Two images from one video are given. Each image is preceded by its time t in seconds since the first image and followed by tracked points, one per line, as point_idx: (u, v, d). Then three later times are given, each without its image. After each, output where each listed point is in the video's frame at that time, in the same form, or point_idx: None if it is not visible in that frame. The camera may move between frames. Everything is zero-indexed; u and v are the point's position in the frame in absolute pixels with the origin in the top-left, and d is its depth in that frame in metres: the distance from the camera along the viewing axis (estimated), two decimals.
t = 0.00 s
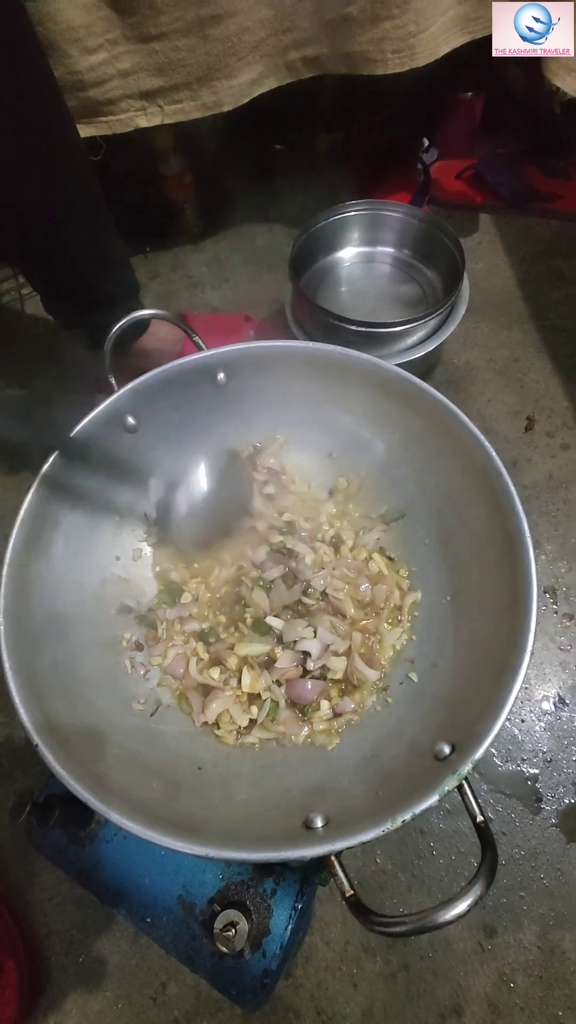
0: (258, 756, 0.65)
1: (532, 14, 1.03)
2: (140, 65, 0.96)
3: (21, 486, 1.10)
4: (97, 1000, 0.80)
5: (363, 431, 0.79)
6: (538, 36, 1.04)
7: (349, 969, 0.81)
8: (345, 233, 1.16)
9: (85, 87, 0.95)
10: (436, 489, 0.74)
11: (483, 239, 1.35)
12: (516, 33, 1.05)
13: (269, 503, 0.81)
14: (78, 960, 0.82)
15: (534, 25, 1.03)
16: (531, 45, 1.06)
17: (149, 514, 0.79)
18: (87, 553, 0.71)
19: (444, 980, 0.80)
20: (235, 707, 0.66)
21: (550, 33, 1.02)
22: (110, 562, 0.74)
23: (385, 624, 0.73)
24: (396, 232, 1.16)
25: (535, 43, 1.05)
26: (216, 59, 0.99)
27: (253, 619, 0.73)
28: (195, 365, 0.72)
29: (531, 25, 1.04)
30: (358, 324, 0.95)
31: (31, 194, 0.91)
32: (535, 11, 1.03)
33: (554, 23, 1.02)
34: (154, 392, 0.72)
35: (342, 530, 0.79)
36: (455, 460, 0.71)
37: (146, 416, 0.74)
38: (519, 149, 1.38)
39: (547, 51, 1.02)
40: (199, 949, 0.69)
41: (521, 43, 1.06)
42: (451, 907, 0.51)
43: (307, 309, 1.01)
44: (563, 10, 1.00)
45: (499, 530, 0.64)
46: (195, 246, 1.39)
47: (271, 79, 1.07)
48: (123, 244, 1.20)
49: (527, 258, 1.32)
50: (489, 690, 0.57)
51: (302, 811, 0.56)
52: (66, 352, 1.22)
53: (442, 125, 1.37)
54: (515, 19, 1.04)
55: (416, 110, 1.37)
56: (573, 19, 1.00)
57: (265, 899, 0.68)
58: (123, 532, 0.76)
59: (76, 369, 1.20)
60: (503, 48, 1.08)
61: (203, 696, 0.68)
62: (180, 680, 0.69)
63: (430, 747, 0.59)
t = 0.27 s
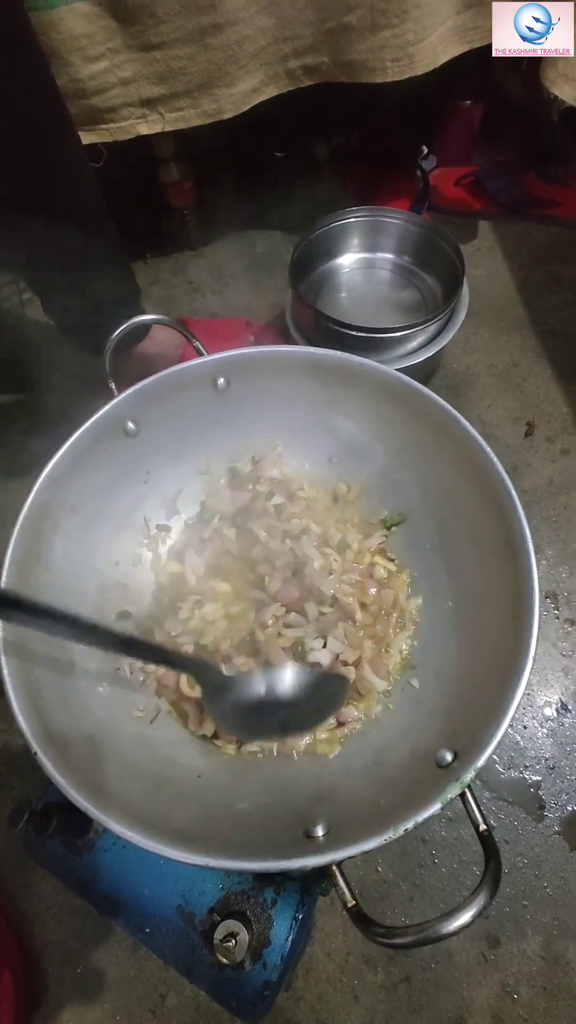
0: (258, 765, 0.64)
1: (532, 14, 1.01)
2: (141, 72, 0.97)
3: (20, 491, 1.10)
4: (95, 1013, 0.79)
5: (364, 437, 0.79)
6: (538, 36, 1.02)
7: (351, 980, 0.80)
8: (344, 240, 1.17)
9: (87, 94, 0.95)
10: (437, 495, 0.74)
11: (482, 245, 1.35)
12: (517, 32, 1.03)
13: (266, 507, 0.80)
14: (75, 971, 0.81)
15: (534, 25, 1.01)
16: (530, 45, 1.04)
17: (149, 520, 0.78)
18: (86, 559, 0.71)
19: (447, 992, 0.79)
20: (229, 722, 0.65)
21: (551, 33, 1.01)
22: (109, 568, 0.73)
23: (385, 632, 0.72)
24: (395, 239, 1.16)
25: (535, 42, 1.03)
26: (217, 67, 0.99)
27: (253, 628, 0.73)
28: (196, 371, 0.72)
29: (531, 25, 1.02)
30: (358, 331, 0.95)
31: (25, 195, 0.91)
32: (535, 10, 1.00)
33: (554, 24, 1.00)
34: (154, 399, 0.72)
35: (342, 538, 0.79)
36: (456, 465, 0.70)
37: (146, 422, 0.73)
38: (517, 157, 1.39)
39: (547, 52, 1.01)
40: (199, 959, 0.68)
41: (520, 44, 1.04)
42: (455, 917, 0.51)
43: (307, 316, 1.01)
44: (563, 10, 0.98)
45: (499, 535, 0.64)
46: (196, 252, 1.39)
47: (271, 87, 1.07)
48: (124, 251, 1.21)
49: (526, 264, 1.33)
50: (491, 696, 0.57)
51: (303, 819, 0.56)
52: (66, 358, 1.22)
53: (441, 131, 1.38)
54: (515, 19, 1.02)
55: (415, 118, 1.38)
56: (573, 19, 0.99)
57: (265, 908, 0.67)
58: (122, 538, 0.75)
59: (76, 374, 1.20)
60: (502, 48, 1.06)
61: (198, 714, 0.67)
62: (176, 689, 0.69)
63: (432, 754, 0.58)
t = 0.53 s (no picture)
0: (260, 773, 0.64)
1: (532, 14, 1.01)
2: (144, 87, 0.99)
3: (21, 499, 1.10)
4: None
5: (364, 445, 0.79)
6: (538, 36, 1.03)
7: (353, 996, 0.78)
8: (344, 250, 1.18)
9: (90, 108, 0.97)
10: (437, 503, 0.74)
11: (481, 255, 1.37)
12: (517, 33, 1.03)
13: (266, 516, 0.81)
14: (73, 986, 0.80)
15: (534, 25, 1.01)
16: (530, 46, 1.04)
17: (150, 527, 0.79)
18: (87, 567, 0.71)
19: (450, 1007, 0.78)
20: (239, 711, 0.67)
21: (551, 33, 1.02)
22: (110, 576, 0.73)
23: (387, 639, 0.72)
24: (395, 249, 1.17)
25: (535, 42, 1.03)
26: (218, 82, 1.01)
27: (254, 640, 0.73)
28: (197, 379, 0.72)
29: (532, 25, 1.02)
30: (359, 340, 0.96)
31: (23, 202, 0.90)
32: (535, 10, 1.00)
33: (554, 24, 1.01)
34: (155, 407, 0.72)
35: (342, 546, 0.79)
36: (456, 473, 0.70)
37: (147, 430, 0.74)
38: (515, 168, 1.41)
39: (547, 51, 1.02)
40: (199, 974, 0.67)
41: (520, 43, 1.04)
42: (458, 931, 0.50)
43: (308, 325, 1.02)
44: (563, 10, 0.99)
45: (501, 543, 0.64)
46: (197, 262, 1.40)
47: (272, 101, 1.09)
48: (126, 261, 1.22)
49: (525, 273, 1.34)
50: (493, 705, 0.57)
51: (304, 830, 0.55)
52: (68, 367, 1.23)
53: (441, 147, 1.40)
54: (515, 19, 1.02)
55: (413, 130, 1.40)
56: (573, 18, 0.99)
57: (266, 922, 0.66)
58: (123, 546, 0.75)
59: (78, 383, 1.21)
60: (502, 48, 1.05)
61: (207, 704, 0.68)
62: (180, 693, 0.69)
63: (433, 763, 0.57)
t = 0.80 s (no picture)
0: (262, 777, 0.64)
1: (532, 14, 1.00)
2: (147, 96, 1.00)
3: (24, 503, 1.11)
4: None
5: (366, 451, 0.80)
6: (538, 36, 1.03)
7: (353, 1000, 0.78)
8: (344, 257, 1.19)
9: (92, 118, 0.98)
10: (438, 508, 0.75)
11: (479, 262, 1.38)
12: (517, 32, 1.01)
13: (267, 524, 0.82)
14: (74, 990, 0.80)
15: (534, 25, 1.01)
16: (530, 46, 1.04)
17: (153, 531, 0.79)
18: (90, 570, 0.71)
19: (451, 1011, 0.78)
20: (240, 720, 0.67)
21: (550, 34, 1.02)
22: (113, 580, 0.74)
23: (387, 644, 0.73)
24: (394, 256, 1.18)
25: (535, 42, 1.03)
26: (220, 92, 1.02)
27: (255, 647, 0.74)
28: (200, 385, 0.73)
29: (531, 25, 1.01)
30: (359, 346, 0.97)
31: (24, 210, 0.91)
32: (536, 10, 0.99)
33: (553, 24, 1.01)
34: (158, 413, 0.73)
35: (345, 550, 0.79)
36: (457, 479, 0.71)
37: (151, 435, 0.75)
38: (513, 174, 1.41)
39: (547, 52, 1.04)
40: (200, 977, 0.67)
41: (521, 43, 1.03)
42: (460, 931, 0.50)
43: (308, 331, 1.03)
44: (563, 10, 0.99)
45: (502, 548, 0.65)
46: (198, 269, 1.42)
47: (272, 110, 1.10)
48: (128, 268, 1.23)
49: (523, 280, 1.35)
50: (495, 708, 0.57)
51: (307, 833, 0.56)
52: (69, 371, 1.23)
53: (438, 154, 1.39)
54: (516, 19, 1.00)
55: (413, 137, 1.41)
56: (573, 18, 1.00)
57: (267, 925, 0.67)
58: (125, 550, 0.76)
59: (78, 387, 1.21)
60: (503, 48, 1.04)
61: (208, 715, 0.69)
62: (182, 696, 0.70)
63: (435, 766, 0.58)
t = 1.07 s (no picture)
0: (268, 788, 0.65)
1: (532, 14, 0.99)
2: (155, 125, 1.04)
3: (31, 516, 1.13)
4: None
5: (370, 466, 0.81)
6: (538, 36, 1.02)
7: (358, 1017, 0.78)
8: (346, 277, 1.22)
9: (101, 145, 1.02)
10: (441, 523, 0.77)
11: (477, 281, 1.41)
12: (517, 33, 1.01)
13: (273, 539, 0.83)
14: (77, 1007, 0.79)
15: (534, 25, 1.00)
16: (530, 46, 1.03)
17: (160, 544, 0.80)
18: (98, 583, 0.73)
19: None
20: (247, 729, 0.68)
21: (550, 33, 1.02)
22: (120, 593, 0.75)
23: (391, 657, 0.74)
24: (395, 276, 1.21)
25: (534, 43, 1.03)
26: (226, 120, 1.06)
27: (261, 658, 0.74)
28: (209, 403, 0.75)
29: (531, 25, 1.01)
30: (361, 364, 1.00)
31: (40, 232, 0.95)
32: (535, 10, 0.99)
33: (554, 23, 1.01)
34: (167, 429, 0.75)
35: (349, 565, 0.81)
36: (459, 496, 0.73)
37: (160, 452, 0.77)
38: (509, 198, 1.46)
39: (547, 52, 1.03)
40: (205, 992, 0.67)
41: (520, 44, 1.03)
42: (465, 944, 0.51)
43: (312, 350, 1.06)
44: (563, 10, 0.99)
45: (503, 564, 0.66)
46: (203, 287, 1.45)
47: (276, 138, 1.14)
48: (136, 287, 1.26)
49: (520, 299, 1.38)
50: (498, 722, 0.58)
51: (312, 846, 0.56)
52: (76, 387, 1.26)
53: (437, 178, 1.43)
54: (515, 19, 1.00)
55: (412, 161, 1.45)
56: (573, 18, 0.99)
57: (272, 939, 0.67)
58: (133, 563, 0.77)
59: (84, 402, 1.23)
60: (502, 48, 1.04)
61: (215, 724, 0.69)
62: (188, 709, 0.70)
63: (439, 779, 0.59)
